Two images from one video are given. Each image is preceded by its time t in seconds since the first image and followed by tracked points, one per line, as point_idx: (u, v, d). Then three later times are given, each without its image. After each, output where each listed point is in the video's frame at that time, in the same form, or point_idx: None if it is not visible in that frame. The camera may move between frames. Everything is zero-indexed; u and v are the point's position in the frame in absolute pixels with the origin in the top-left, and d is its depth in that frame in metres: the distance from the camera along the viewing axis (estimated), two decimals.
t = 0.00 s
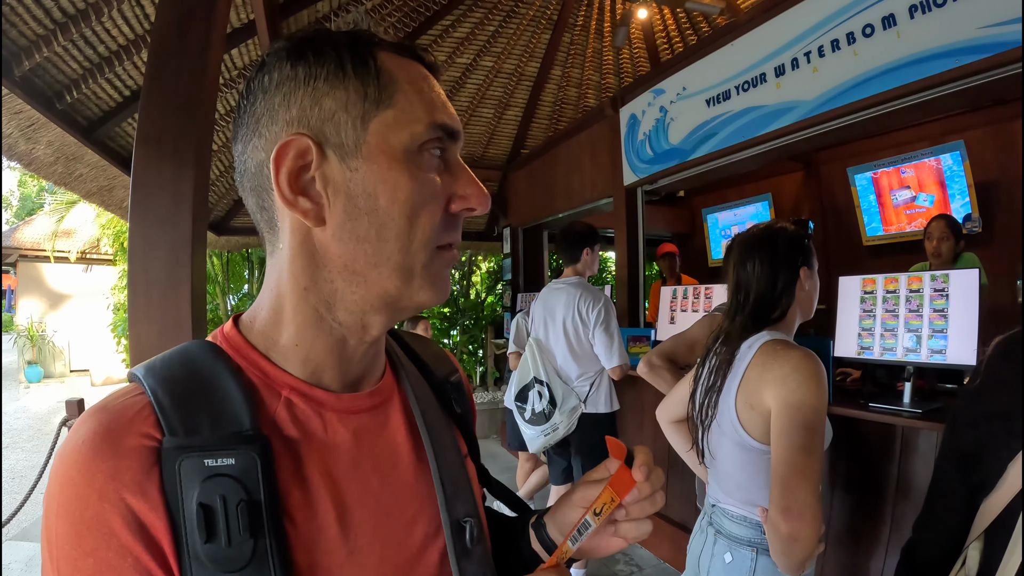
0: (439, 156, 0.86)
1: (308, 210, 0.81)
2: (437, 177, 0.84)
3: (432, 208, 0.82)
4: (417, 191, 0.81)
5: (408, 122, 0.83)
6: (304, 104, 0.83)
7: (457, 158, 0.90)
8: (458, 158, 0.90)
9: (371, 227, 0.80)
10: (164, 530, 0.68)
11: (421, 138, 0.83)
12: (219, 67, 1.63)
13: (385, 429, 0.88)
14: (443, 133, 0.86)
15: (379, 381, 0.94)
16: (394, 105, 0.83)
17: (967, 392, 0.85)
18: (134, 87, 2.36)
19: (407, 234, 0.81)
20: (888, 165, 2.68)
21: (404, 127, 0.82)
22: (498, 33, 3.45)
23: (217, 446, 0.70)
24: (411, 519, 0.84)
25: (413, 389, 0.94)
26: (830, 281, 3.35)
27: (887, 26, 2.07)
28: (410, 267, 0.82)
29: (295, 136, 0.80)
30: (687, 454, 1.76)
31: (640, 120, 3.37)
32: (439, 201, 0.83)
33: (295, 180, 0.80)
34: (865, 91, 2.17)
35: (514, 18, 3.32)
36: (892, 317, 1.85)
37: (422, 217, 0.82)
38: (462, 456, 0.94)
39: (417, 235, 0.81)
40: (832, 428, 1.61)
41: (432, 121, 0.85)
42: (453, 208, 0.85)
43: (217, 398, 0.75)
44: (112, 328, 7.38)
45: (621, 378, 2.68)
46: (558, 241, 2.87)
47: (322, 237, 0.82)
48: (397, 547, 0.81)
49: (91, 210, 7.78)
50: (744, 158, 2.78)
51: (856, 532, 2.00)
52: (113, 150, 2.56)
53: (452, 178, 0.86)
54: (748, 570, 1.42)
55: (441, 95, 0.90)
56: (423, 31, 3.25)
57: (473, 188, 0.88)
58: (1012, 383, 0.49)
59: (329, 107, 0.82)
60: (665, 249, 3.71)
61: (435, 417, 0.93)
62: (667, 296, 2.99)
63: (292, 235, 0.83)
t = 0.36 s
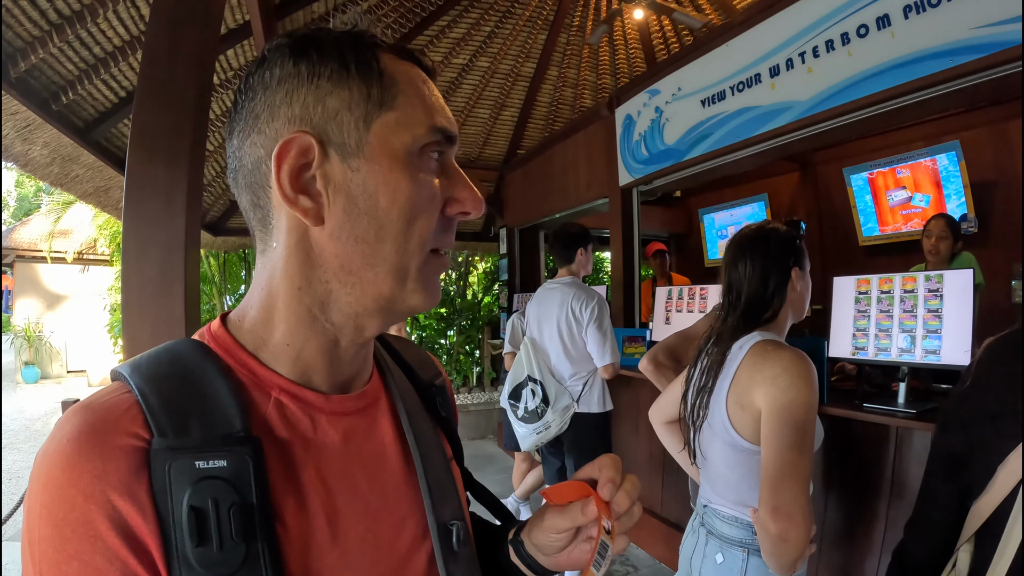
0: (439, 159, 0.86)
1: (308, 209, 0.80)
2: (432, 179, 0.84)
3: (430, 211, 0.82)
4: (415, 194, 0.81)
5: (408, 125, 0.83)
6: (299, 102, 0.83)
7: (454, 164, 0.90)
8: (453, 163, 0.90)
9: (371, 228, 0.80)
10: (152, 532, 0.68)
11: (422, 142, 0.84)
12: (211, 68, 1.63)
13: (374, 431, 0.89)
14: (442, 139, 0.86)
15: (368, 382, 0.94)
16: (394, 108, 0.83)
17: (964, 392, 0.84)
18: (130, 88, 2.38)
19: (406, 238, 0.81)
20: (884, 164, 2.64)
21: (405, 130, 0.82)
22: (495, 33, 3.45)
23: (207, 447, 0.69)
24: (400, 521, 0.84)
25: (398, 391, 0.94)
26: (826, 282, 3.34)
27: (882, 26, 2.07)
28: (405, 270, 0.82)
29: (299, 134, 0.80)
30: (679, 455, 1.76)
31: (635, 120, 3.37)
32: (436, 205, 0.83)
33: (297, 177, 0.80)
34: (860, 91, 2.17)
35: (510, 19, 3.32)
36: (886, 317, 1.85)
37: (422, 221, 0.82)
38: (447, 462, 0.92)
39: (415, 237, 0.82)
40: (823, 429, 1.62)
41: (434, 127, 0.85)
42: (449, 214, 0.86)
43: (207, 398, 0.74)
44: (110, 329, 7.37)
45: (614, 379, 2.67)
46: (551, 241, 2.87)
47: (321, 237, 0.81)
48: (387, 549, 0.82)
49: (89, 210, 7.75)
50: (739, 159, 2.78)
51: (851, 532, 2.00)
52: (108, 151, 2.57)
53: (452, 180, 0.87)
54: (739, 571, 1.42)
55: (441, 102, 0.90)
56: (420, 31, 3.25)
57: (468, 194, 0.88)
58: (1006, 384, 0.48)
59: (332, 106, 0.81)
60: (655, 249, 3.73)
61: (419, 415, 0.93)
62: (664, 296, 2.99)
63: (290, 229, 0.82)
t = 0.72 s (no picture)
0: (381, 183, 0.81)
1: (267, 223, 0.88)
2: (370, 201, 0.80)
3: (360, 233, 0.79)
4: (343, 218, 0.79)
5: (337, 140, 0.80)
6: (275, 120, 0.88)
7: (413, 176, 0.83)
8: (416, 177, 0.83)
9: (304, 246, 0.81)
10: (165, 509, 0.68)
11: (351, 160, 0.80)
12: (210, 69, 1.62)
13: (383, 431, 0.89)
14: (390, 156, 0.81)
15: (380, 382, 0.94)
16: (330, 123, 0.81)
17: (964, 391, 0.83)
18: (129, 88, 2.38)
19: (334, 260, 0.79)
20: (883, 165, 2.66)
21: (333, 145, 0.80)
22: (495, 34, 3.45)
23: (220, 430, 0.70)
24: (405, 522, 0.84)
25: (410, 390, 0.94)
26: (826, 283, 3.34)
27: (880, 27, 2.08)
28: (343, 290, 0.80)
29: (258, 155, 0.88)
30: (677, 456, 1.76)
31: (635, 121, 3.36)
32: (375, 229, 0.79)
33: (258, 196, 0.88)
34: (859, 92, 2.17)
35: (510, 18, 3.33)
36: (885, 318, 1.85)
37: (350, 241, 0.79)
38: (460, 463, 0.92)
39: (344, 260, 0.79)
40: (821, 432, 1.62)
41: (372, 142, 0.81)
42: (394, 233, 0.80)
43: (225, 384, 0.75)
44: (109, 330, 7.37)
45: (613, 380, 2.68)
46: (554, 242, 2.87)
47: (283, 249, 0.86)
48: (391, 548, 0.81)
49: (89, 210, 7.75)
50: (739, 160, 2.78)
51: (850, 532, 2.00)
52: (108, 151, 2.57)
53: (392, 200, 0.81)
54: (737, 572, 1.42)
55: (410, 105, 0.82)
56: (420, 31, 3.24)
57: (422, 212, 0.80)
58: (1007, 383, 0.48)
59: (282, 127, 0.86)
60: (651, 249, 3.72)
61: (431, 421, 0.92)
62: (663, 297, 2.99)
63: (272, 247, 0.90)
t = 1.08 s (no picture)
0: (360, 168, 0.84)
1: (292, 230, 0.95)
2: (355, 190, 0.83)
3: (349, 224, 0.82)
4: (333, 212, 0.83)
5: (324, 141, 0.85)
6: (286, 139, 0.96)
7: (395, 161, 0.85)
8: (396, 162, 0.85)
9: (309, 246, 0.87)
10: (174, 484, 0.71)
11: (334, 155, 0.84)
12: (212, 70, 1.62)
13: (406, 433, 0.87)
14: (363, 144, 0.85)
15: (416, 381, 0.93)
16: (317, 127, 0.86)
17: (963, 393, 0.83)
18: (131, 88, 2.38)
19: (333, 253, 0.83)
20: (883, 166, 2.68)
21: (321, 147, 0.85)
22: (496, 34, 3.45)
23: (232, 416, 0.73)
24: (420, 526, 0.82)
25: (443, 394, 0.90)
26: (827, 283, 3.34)
27: (882, 28, 2.08)
28: (343, 283, 0.83)
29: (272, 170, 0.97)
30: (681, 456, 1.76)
31: (636, 122, 3.37)
32: (363, 218, 0.82)
33: (282, 207, 0.96)
34: (861, 93, 2.17)
35: (512, 19, 3.33)
36: (887, 318, 1.85)
37: (343, 234, 0.82)
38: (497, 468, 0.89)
39: (340, 251, 0.82)
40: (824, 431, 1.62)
41: (346, 135, 0.84)
42: (381, 220, 0.82)
43: (246, 377, 0.79)
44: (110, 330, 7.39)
45: (616, 381, 2.69)
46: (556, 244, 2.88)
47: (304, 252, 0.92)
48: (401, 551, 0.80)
49: (89, 210, 7.75)
50: (740, 160, 2.78)
51: (852, 532, 2.00)
52: (110, 151, 2.58)
53: (376, 188, 0.83)
54: (741, 572, 1.42)
55: (386, 97, 0.85)
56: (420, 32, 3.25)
57: (403, 193, 0.82)
58: (1008, 386, 0.48)
59: (288, 142, 0.94)
60: (653, 249, 3.74)
61: (464, 419, 0.89)
62: (664, 297, 2.99)
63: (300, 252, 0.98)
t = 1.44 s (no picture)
0: (354, 171, 0.90)
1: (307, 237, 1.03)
2: (351, 195, 0.89)
3: (348, 228, 0.87)
4: (335, 218, 0.89)
5: (320, 150, 0.91)
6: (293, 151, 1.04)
7: (387, 163, 0.89)
8: (388, 163, 0.89)
9: (320, 252, 0.94)
10: (193, 475, 0.80)
11: (330, 161, 0.90)
12: (216, 68, 1.62)
13: (421, 430, 0.90)
14: (355, 148, 0.90)
15: (434, 378, 0.96)
16: (312, 137, 0.93)
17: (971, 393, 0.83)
18: (132, 86, 2.37)
19: (339, 256, 0.88)
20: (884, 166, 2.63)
21: (319, 156, 0.91)
22: (497, 34, 3.44)
23: (244, 413, 0.80)
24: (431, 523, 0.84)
25: (463, 390, 0.91)
26: (828, 283, 3.34)
27: (887, 29, 2.08)
28: (351, 287, 0.88)
29: (283, 183, 1.05)
30: (688, 457, 1.76)
31: (638, 122, 3.37)
32: (362, 221, 0.87)
33: (293, 215, 1.05)
34: (865, 93, 2.17)
35: (512, 19, 3.32)
36: (891, 318, 1.87)
37: (345, 238, 0.87)
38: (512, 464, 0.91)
39: (345, 256, 0.87)
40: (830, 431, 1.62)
41: (338, 141, 0.90)
42: (378, 221, 0.86)
43: (262, 378, 0.87)
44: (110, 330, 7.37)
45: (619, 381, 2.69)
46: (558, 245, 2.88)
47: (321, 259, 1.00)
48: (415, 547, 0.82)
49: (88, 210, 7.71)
50: (742, 160, 2.79)
51: (855, 531, 2.01)
52: (111, 150, 2.58)
53: (370, 193, 0.88)
54: (750, 572, 1.43)
55: (374, 100, 0.90)
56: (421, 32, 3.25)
57: (395, 196, 0.86)
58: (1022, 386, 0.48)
59: (293, 157, 1.01)
60: (658, 250, 3.68)
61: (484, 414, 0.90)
62: (667, 297, 2.99)
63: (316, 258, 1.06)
